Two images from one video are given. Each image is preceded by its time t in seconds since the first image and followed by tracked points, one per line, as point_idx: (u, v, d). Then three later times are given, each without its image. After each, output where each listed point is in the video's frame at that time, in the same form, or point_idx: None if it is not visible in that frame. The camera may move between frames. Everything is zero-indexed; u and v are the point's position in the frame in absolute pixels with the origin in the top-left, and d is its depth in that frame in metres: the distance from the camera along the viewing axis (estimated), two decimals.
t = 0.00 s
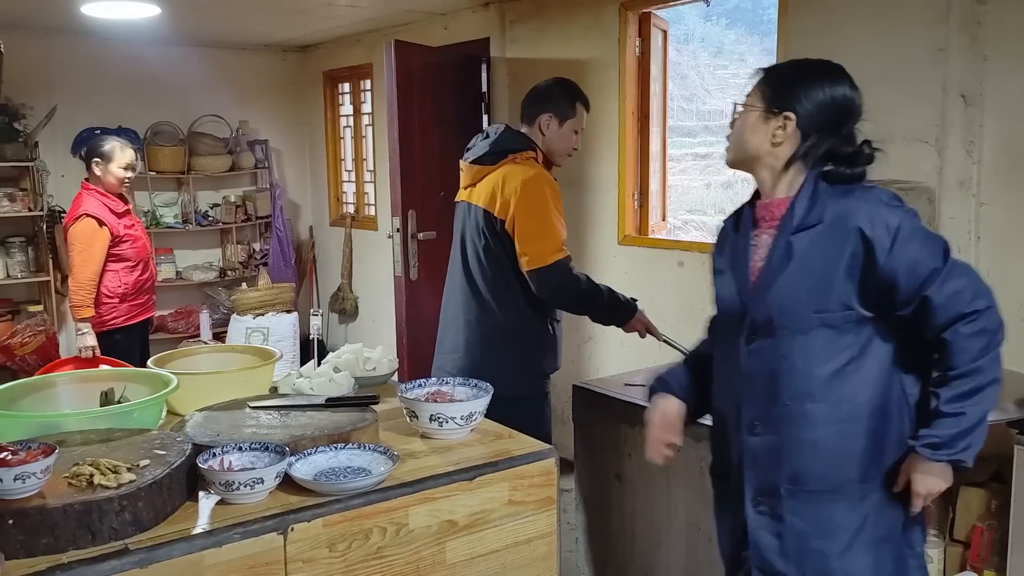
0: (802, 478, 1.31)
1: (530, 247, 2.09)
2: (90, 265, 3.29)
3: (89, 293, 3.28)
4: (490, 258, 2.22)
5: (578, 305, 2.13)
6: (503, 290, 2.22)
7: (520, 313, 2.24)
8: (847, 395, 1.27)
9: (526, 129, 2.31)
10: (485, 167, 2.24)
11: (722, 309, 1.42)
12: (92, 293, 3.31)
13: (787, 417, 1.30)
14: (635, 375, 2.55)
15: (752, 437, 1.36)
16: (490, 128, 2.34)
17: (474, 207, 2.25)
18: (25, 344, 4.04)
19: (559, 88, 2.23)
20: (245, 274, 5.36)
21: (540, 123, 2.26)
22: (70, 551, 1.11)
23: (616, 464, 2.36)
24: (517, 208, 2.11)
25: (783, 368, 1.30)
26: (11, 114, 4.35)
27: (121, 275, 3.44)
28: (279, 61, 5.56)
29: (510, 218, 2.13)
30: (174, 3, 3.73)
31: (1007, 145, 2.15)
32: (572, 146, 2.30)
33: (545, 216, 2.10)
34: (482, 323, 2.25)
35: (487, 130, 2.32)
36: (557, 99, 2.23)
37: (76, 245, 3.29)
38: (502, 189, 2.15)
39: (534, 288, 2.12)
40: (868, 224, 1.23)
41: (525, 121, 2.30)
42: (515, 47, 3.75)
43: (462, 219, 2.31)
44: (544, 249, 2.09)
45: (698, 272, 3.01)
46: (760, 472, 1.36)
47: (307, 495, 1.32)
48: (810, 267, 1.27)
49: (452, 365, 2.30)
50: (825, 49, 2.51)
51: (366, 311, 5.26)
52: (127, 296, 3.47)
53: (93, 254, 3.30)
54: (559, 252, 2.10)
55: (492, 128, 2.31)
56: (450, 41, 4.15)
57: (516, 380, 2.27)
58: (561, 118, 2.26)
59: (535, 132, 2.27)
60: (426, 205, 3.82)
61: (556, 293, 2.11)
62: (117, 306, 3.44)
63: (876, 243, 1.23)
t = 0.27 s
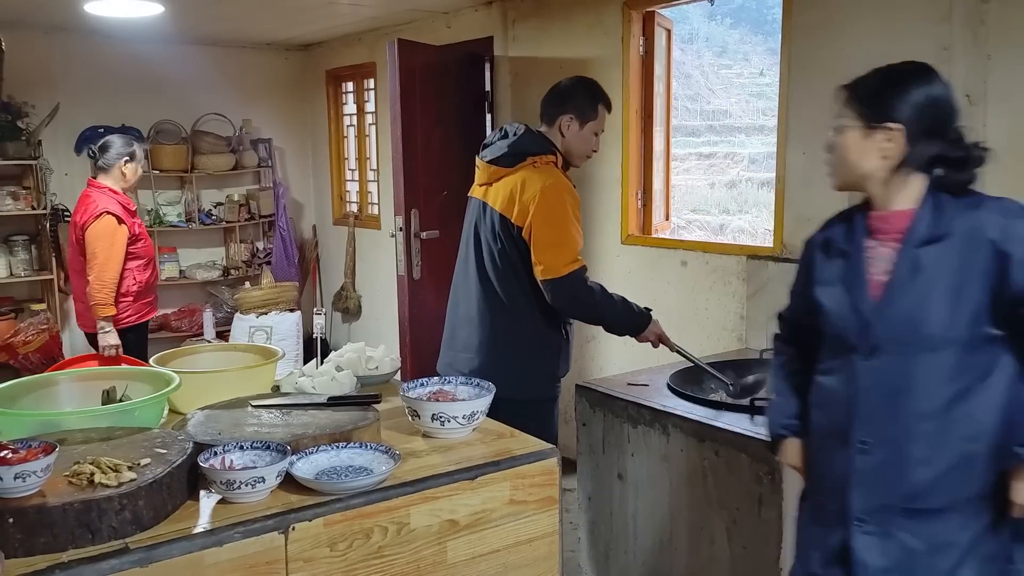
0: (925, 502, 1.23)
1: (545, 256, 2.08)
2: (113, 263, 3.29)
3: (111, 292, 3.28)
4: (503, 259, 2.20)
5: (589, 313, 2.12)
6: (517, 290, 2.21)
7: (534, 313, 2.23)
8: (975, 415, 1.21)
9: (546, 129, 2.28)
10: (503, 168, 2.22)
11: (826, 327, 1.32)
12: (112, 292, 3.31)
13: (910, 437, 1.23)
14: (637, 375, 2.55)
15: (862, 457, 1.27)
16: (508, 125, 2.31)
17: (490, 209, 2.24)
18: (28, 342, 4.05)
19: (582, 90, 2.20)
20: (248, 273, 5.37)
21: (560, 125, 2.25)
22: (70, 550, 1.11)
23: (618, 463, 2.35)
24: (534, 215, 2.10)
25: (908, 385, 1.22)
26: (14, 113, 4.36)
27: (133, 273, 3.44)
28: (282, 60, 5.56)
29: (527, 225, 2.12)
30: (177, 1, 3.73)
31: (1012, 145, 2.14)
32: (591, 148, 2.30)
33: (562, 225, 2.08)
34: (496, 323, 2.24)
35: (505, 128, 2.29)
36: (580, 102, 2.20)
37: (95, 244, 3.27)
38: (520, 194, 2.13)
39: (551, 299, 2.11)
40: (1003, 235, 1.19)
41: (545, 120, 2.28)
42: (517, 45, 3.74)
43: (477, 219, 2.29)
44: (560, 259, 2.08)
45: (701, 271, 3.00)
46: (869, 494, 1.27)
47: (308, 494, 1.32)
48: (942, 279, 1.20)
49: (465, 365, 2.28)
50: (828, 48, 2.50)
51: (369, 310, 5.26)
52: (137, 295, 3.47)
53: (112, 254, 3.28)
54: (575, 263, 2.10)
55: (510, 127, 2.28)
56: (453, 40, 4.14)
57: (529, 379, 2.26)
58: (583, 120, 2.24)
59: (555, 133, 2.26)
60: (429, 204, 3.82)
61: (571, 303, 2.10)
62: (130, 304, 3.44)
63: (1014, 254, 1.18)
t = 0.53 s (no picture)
0: None
1: (559, 260, 2.07)
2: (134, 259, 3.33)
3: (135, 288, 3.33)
4: (513, 259, 2.19)
5: (604, 319, 2.12)
6: (525, 291, 2.21)
7: (542, 315, 2.23)
8: None
9: (561, 130, 2.26)
10: (516, 169, 2.20)
11: (961, 336, 1.26)
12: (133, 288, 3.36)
13: None
14: (637, 375, 2.54)
15: None
16: (521, 124, 2.28)
17: (501, 209, 2.22)
18: (27, 341, 4.05)
19: (602, 93, 2.18)
20: (248, 272, 5.36)
21: (576, 128, 2.23)
22: (63, 550, 1.10)
23: (618, 463, 2.35)
24: (549, 219, 2.08)
25: None
26: (14, 111, 4.36)
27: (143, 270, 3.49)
28: (282, 59, 5.56)
29: (541, 228, 2.10)
30: None
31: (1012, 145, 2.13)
32: (606, 152, 2.29)
33: (578, 231, 2.07)
34: (502, 323, 2.23)
35: (519, 127, 2.27)
36: (598, 106, 2.19)
37: (112, 239, 3.29)
38: (535, 196, 2.11)
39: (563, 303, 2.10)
40: None
41: (561, 120, 2.26)
42: (517, 44, 3.74)
43: (486, 217, 2.28)
44: (575, 264, 2.07)
45: (701, 271, 2.99)
46: None
47: (304, 494, 1.31)
48: None
49: (470, 365, 2.27)
50: (829, 47, 2.49)
51: (370, 309, 5.25)
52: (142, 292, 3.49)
53: (130, 248, 3.31)
54: (589, 269, 2.09)
55: (524, 126, 2.26)
56: (453, 39, 4.14)
57: (534, 380, 2.26)
58: (600, 124, 2.22)
59: (571, 135, 2.25)
60: (429, 203, 3.81)
61: (586, 309, 2.10)
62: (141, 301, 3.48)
63: None
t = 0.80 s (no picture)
0: None
1: (568, 262, 2.08)
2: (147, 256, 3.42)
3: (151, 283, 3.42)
4: (517, 259, 2.19)
5: (613, 322, 2.13)
6: (528, 291, 2.20)
7: (545, 315, 2.23)
8: None
9: (567, 131, 2.26)
10: (522, 169, 2.18)
11: None
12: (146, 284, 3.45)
13: None
14: (635, 375, 2.54)
15: None
16: (527, 123, 2.27)
17: (506, 209, 2.21)
18: (24, 341, 4.04)
19: (609, 96, 2.18)
20: (246, 272, 5.36)
21: (583, 129, 2.23)
22: (59, 551, 1.10)
23: (615, 463, 2.34)
24: (557, 221, 2.09)
25: None
26: (11, 111, 4.35)
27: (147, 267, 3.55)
28: (280, 59, 5.55)
29: (549, 230, 2.10)
30: None
31: (1010, 146, 2.13)
32: (611, 154, 2.29)
33: (586, 233, 2.08)
34: (505, 323, 2.22)
35: (525, 126, 2.26)
36: (605, 108, 2.19)
37: (125, 233, 3.36)
38: (543, 197, 2.11)
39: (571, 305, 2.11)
40: None
41: (567, 121, 2.26)
42: (516, 44, 3.73)
43: (489, 216, 2.27)
44: (584, 266, 2.08)
45: (699, 271, 2.99)
46: None
47: (301, 494, 1.31)
48: None
49: (470, 365, 2.25)
50: (827, 47, 2.49)
51: (368, 309, 5.25)
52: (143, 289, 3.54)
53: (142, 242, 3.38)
54: (598, 271, 2.10)
55: (530, 126, 2.25)
56: (451, 39, 4.14)
57: (535, 381, 2.25)
58: (606, 126, 2.22)
59: (577, 137, 2.24)
60: (427, 203, 3.81)
61: (594, 311, 2.11)
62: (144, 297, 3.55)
63: None
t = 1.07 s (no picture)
0: None
1: (568, 263, 2.08)
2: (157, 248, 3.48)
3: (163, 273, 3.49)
4: (515, 259, 2.19)
5: (614, 321, 2.14)
6: (526, 292, 2.20)
7: (543, 316, 2.23)
8: None
9: (565, 132, 2.26)
10: (520, 170, 2.19)
11: None
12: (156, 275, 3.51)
13: None
14: (631, 376, 2.54)
15: None
16: (524, 124, 2.27)
17: (503, 210, 2.21)
18: (19, 343, 4.03)
19: (606, 96, 2.18)
20: (242, 273, 5.35)
21: (581, 130, 2.23)
22: (54, 552, 1.10)
23: (611, 464, 2.35)
24: (556, 222, 2.09)
25: None
26: (6, 111, 4.34)
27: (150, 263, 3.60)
28: (276, 60, 5.55)
29: (547, 231, 2.10)
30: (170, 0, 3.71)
31: (1004, 147, 2.14)
32: (609, 155, 2.29)
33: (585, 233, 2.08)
34: (502, 324, 2.22)
35: (522, 127, 2.26)
36: (603, 109, 2.19)
37: (133, 229, 3.41)
38: (541, 198, 2.11)
39: (572, 305, 2.11)
40: None
41: (564, 122, 2.26)
42: (512, 45, 3.73)
43: (487, 218, 2.27)
44: (584, 266, 2.08)
45: (694, 272, 3.00)
46: None
47: (297, 495, 1.31)
48: None
49: (467, 366, 2.25)
50: (823, 48, 2.49)
51: (364, 310, 5.25)
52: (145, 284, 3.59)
53: (151, 237, 3.45)
54: (599, 270, 2.10)
55: (527, 127, 2.26)
56: (448, 40, 4.14)
57: (533, 382, 2.25)
58: (604, 127, 2.22)
59: (575, 138, 2.25)
60: (423, 204, 3.81)
61: (596, 310, 2.11)
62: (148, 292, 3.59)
63: None
